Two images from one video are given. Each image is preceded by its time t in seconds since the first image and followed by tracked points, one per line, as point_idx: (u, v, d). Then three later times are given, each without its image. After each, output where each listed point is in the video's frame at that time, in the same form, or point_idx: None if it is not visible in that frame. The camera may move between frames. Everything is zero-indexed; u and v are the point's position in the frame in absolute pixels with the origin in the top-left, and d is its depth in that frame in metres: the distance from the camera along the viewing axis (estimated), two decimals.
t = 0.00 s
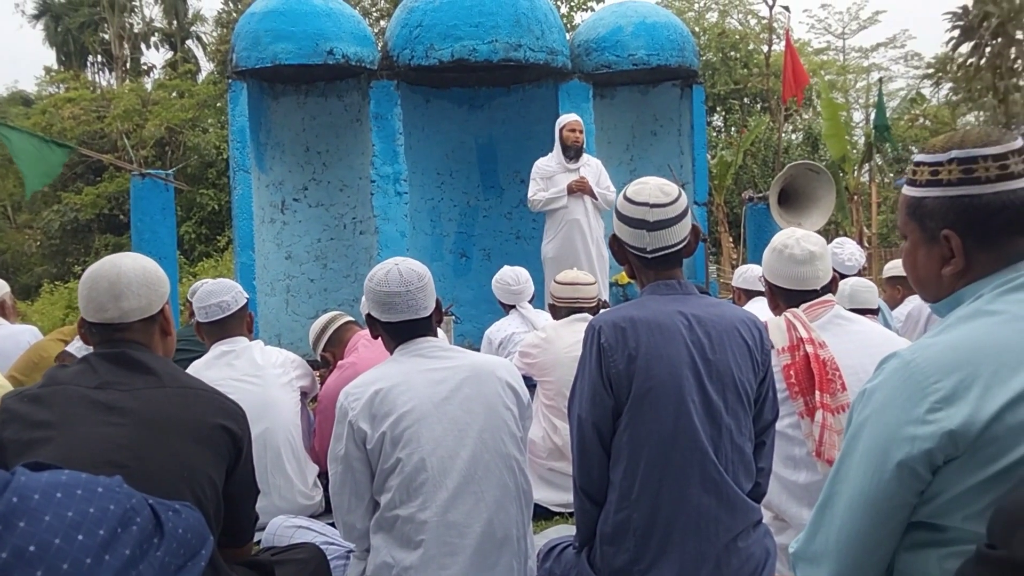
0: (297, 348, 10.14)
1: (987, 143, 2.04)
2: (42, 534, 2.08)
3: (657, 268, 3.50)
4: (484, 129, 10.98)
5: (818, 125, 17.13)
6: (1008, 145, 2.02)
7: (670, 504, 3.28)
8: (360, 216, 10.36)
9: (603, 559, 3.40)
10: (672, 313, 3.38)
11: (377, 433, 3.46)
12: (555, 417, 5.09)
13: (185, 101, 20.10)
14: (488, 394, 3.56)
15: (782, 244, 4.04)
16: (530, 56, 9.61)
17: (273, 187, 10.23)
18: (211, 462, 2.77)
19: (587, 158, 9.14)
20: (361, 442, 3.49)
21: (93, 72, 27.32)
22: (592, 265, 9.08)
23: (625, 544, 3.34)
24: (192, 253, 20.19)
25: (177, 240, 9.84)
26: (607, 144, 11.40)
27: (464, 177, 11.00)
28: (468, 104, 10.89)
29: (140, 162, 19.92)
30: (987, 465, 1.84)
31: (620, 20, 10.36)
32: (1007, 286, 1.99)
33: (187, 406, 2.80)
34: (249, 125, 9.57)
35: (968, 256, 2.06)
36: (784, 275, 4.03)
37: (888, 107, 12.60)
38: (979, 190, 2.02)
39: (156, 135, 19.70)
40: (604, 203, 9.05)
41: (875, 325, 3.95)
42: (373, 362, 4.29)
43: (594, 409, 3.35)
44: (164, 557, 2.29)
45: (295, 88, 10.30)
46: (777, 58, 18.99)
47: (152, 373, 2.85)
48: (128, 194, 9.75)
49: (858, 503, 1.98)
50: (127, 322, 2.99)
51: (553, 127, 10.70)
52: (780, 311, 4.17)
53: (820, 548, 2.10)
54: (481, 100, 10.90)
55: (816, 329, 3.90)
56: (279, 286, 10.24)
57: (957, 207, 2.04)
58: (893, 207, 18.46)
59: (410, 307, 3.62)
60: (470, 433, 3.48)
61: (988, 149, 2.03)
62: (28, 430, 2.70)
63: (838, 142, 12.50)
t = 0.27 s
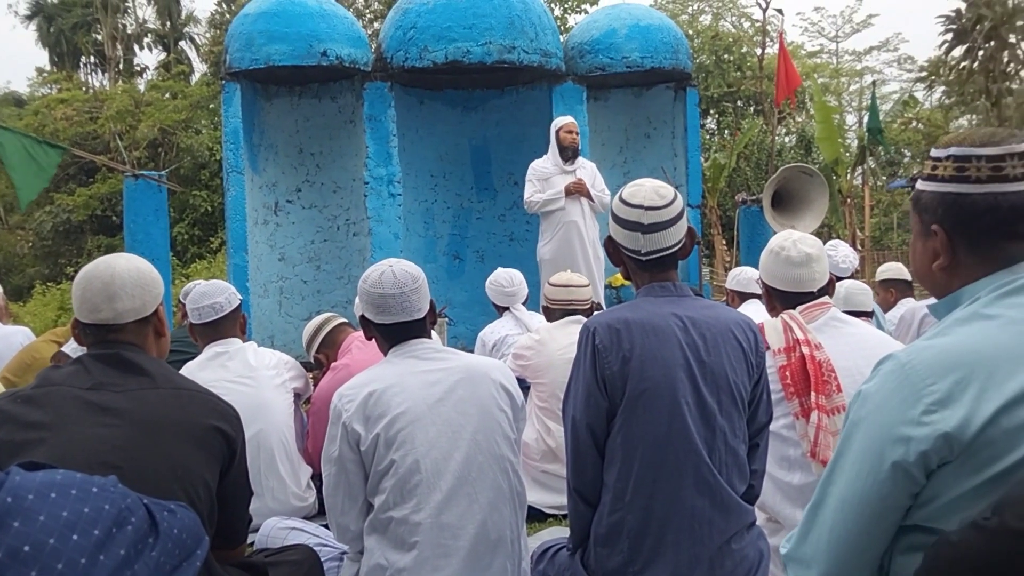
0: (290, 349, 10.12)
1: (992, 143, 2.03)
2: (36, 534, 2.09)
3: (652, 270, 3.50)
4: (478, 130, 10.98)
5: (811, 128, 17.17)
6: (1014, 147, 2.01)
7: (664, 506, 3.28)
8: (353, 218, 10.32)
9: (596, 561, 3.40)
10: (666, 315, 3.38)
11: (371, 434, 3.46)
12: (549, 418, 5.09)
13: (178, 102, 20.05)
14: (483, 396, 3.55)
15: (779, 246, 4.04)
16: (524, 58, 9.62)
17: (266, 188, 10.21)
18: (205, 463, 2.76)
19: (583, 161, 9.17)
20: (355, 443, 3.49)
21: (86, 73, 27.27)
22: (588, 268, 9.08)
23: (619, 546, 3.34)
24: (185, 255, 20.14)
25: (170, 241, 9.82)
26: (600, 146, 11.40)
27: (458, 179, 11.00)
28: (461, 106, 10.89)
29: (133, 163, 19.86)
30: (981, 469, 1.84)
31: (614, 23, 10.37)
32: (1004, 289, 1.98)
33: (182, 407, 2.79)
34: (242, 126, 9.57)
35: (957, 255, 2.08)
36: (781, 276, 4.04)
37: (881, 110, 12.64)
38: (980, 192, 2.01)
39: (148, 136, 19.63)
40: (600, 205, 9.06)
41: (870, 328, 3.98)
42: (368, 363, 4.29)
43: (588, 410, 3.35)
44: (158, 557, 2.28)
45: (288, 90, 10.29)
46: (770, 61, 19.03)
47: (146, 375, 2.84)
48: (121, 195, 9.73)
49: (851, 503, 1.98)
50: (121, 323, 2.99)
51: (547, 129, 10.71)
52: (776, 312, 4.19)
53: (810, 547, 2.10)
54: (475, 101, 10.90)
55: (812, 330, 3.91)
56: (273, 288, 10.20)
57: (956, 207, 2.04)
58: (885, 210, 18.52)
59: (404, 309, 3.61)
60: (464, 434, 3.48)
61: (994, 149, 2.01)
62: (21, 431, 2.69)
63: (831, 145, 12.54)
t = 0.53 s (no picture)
0: (284, 351, 10.12)
1: (984, 148, 1.96)
2: (30, 537, 2.09)
3: (647, 273, 3.50)
4: (473, 133, 10.99)
5: (806, 131, 17.21)
6: (1005, 151, 1.93)
7: (657, 509, 3.29)
8: (349, 220, 10.38)
9: (590, 563, 3.39)
10: (663, 318, 3.39)
11: (365, 437, 3.45)
12: (544, 422, 5.10)
13: (173, 105, 20.05)
14: (477, 398, 3.56)
15: (776, 249, 4.07)
16: (519, 61, 9.62)
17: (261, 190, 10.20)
18: (201, 466, 2.76)
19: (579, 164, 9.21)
20: (349, 446, 3.48)
21: (80, 74, 27.27)
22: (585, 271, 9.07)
23: (613, 549, 3.33)
24: (180, 257, 20.13)
25: (165, 243, 9.81)
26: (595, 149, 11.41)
27: (452, 182, 11.00)
28: (457, 108, 10.89)
29: (128, 165, 19.85)
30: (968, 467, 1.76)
31: (610, 26, 10.38)
32: (995, 290, 1.90)
33: (178, 410, 2.79)
34: (237, 128, 9.55)
35: (945, 256, 2.02)
36: (778, 279, 4.05)
37: (876, 114, 12.68)
38: (966, 194, 1.95)
39: (143, 138, 19.57)
40: (597, 208, 9.08)
41: (867, 332, 3.97)
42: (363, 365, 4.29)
43: (583, 413, 3.34)
44: (154, 559, 2.28)
45: (283, 91, 10.28)
46: (765, 64, 19.08)
47: (145, 377, 2.84)
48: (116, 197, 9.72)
49: (822, 494, 1.86)
50: (121, 325, 2.98)
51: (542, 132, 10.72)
52: (774, 314, 4.19)
53: (760, 533, 1.96)
54: (470, 104, 10.91)
55: (808, 333, 3.90)
56: (267, 289, 10.19)
57: (942, 208, 1.98)
58: (879, 213, 18.57)
59: (399, 311, 3.61)
60: (459, 437, 3.48)
61: (985, 152, 1.94)
62: (18, 433, 2.68)
63: (826, 148, 12.56)
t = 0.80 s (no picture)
0: (280, 353, 10.14)
1: (972, 154, 1.93)
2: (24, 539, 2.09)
3: (642, 275, 3.50)
4: (469, 135, 10.99)
5: (802, 133, 17.24)
6: (993, 157, 1.90)
7: (652, 511, 3.29)
8: (344, 222, 10.33)
9: (585, 565, 3.39)
10: (658, 320, 3.39)
11: (360, 439, 3.45)
12: (539, 424, 5.10)
13: (169, 106, 20.06)
14: (472, 400, 3.56)
15: (772, 251, 4.08)
16: (515, 62, 9.63)
17: (256, 192, 10.20)
18: (197, 469, 2.75)
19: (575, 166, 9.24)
20: (344, 448, 3.48)
21: (76, 75, 27.27)
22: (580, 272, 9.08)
23: (608, 551, 3.33)
24: (175, 258, 20.13)
25: (161, 245, 9.80)
26: (591, 151, 11.43)
27: (448, 183, 11.00)
28: (453, 110, 10.90)
29: (124, 166, 19.85)
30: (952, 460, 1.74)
31: (606, 28, 10.38)
32: (978, 291, 1.88)
33: (176, 413, 2.78)
34: (232, 130, 9.54)
35: (932, 259, 2.00)
36: (774, 281, 4.06)
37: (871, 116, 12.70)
38: (950, 198, 1.92)
39: (139, 140, 19.53)
40: (592, 210, 9.11)
41: (863, 334, 3.98)
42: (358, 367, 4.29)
43: (578, 414, 3.35)
44: (147, 562, 2.27)
45: (279, 93, 10.28)
46: (761, 66, 19.11)
47: (146, 380, 2.83)
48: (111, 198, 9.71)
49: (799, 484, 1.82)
50: (124, 326, 2.98)
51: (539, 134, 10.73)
52: (769, 316, 4.19)
53: (737, 527, 1.87)
54: (466, 106, 10.92)
55: (803, 335, 3.91)
56: (263, 291, 10.18)
57: (927, 210, 1.96)
58: (875, 215, 18.60)
59: (394, 313, 3.61)
60: (454, 439, 3.48)
61: (972, 157, 1.91)
62: (17, 434, 2.68)
63: (822, 150, 12.57)
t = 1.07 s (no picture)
0: (276, 354, 10.12)
1: (956, 161, 2.04)
2: (20, 542, 2.08)
3: (639, 276, 3.49)
4: (466, 135, 10.98)
5: (799, 135, 17.25)
6: (976, 164, 2.02)
7: (648, 511, 3.29)
8: (341, 223, 10.36)
9: (582, 566, 3.39)
10: (654, 320, 3.39)
11: (357, 440, 3.45)
12: (536, 425, 5.10)
13: (166, 107, 20.03)
14: (469, 401, 3.55)
15: (767, 252, 4.08)
16: (512, 63, 9.63)
17: (253, 193, 10.20)
18: (195, 471, 2.75)
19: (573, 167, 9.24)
20: (341, 449, 3.48)
21: (73, 76, 27.24)
22: (577, 273, 9.07)
23: (604, 552, 3.33)
24: (172, 259, 20.10)
25: (158, 246, 9.79)
26: (588, 152, 11.43)
27: (446, 184, 11.00)
28: (450, 111, 10.90)
29: (121, 167, 19.82)
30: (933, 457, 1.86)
31: (603, 29, 10.38)
32: (959, 293, 2.01)
33: (173, 415, 2.77)
34: (229, 131, 9.56)
35: (915, 264, 2.12)
36: (769, 282, 4.06)
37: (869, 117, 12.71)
38: (934, 204, 2.04)
39: (136, 140, 19.51)
40: (590, 211, 9.10)
41: (859, 335, 3.98)
42: (354, 368, 4.28)
43: (573, 415, 3.35)
44: (143, 564, 2.27)
45: (276, 94, 10.28)
46: (758, 67, 19.12)
47: (145, 381, 2.83)
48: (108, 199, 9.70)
49: (795, 485, 1.97)
50: (124, 327, 2.97)
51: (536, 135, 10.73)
52: (765, 317, 4.20)
53: (746, 530, 2.01)
54: (463, 106, 10.91)
55: (800, 336, 3.91)
56: (259, 292, 10.17)
57: (911, 217, 2.08)
58: (872, 216, 18.62)
59: (390, 314, 3.61)
60: (451, 440, 3.48)
61: (955, 164, 2.03)
62: (15, 435, 2.68)
63: (819, 151, 12.57)
